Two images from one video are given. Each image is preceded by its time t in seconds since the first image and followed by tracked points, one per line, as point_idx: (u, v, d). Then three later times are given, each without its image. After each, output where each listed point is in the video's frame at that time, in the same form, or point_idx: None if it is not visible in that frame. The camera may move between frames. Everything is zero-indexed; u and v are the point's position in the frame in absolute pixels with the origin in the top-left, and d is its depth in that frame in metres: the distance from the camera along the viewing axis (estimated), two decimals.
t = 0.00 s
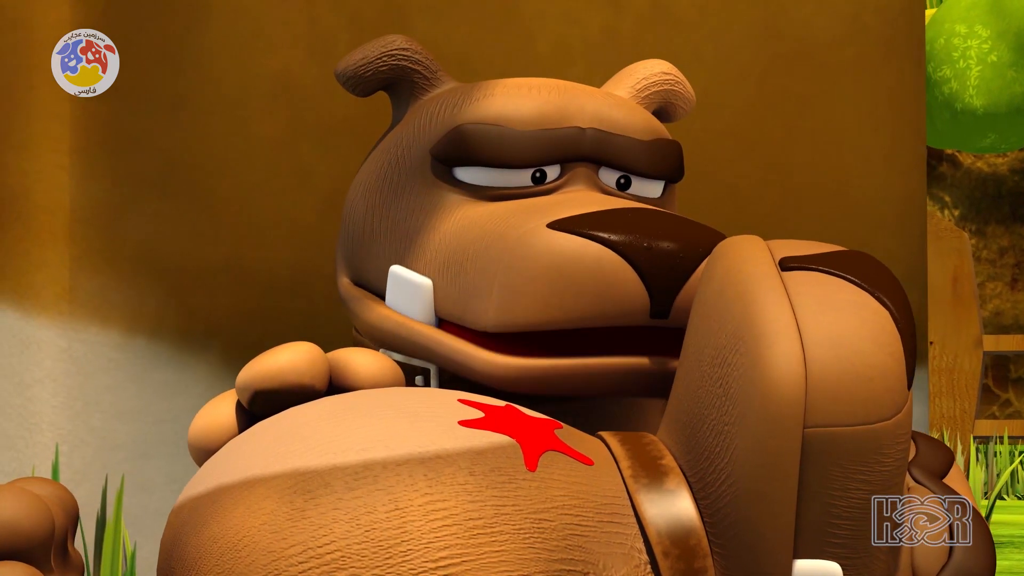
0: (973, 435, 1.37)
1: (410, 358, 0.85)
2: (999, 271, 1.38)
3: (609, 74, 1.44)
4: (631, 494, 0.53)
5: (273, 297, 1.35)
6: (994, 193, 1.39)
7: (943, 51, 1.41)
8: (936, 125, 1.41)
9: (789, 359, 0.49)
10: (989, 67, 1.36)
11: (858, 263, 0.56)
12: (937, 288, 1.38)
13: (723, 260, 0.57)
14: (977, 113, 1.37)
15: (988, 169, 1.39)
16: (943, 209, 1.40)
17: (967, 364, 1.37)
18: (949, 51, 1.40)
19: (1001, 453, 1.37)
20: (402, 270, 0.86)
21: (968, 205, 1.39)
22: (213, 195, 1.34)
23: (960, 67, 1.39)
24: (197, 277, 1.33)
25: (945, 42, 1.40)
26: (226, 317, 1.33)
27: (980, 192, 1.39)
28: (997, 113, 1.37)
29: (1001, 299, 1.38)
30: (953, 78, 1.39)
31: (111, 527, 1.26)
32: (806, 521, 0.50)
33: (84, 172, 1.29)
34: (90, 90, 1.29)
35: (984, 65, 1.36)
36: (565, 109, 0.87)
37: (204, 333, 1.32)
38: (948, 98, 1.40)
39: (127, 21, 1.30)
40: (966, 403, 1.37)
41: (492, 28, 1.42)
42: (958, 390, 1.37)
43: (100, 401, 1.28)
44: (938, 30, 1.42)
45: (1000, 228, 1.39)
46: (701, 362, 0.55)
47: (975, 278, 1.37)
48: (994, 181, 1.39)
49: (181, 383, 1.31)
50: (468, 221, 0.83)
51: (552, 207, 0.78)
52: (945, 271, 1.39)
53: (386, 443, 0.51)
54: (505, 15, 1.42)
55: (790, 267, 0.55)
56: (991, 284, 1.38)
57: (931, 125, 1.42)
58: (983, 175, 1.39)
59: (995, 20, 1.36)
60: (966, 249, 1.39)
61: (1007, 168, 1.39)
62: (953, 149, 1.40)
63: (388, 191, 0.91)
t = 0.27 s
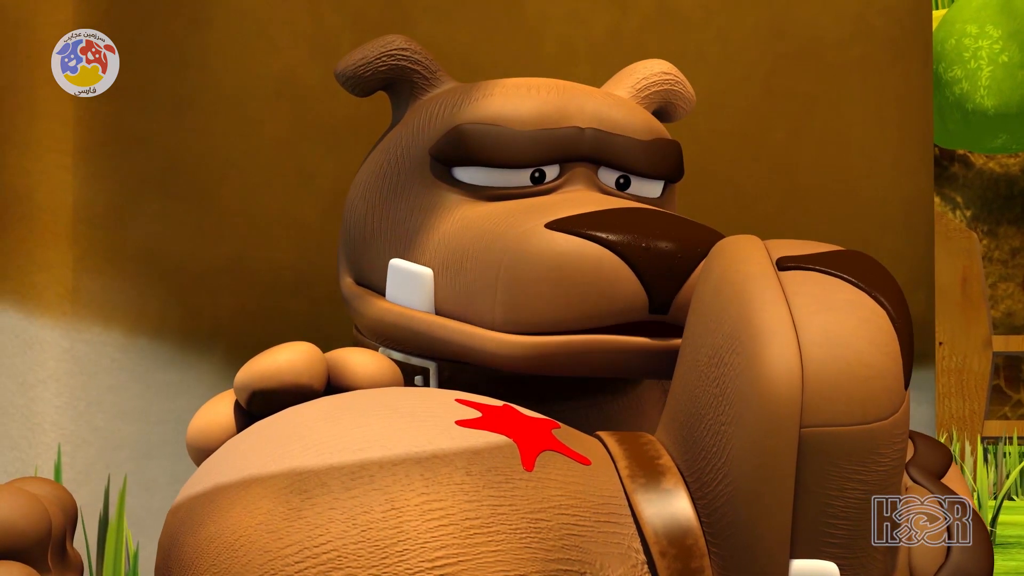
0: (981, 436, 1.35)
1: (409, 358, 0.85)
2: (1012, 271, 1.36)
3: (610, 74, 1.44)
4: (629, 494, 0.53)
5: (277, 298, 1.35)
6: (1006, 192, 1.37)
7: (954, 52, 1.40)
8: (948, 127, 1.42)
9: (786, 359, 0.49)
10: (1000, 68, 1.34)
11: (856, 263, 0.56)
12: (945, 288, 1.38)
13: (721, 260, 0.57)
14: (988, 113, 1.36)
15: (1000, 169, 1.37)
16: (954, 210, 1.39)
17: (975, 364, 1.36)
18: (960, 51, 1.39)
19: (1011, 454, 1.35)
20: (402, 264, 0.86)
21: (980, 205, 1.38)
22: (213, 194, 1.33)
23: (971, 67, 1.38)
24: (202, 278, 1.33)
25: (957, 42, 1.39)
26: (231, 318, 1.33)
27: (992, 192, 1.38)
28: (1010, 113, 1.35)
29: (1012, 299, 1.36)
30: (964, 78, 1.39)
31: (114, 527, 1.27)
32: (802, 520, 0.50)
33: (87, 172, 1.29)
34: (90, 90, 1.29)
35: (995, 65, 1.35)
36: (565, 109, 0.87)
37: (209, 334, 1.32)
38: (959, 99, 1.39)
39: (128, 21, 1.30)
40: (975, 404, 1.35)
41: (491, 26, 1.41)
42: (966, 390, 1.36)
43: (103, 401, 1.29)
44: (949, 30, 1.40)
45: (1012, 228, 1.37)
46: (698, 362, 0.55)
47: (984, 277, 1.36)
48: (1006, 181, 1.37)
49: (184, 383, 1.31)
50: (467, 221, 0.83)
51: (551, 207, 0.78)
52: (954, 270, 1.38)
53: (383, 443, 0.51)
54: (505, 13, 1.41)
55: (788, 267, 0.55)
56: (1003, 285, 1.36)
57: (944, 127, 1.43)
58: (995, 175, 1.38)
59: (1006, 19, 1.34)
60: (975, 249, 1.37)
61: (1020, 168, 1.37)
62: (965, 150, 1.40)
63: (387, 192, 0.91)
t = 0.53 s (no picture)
0: (992, 436, 1.41)
1: (408, 358, 0.85)
2: None
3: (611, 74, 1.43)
4: (626, 494, 0.53)
5: (279, 299, 1.35)
6: (1018, 193, 1.43)
7: (966, 53, 1.43)
8: (961, 127, 1.44)
9: (782, 358, 0.49)
10: (1012, 68, 1.38)
11: (853, 263, 0.56)
12: (958, 289, 1.42)
13: (718, 260, 0.56)
14: (1000, 114, 1.39)
15: (1013, 170, 1.43)
16: (968, 210, 1.44)
17: (987, 365, 1.42)
18: (973, 52, 1.42)
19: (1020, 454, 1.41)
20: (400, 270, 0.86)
21: (993, 206, 1.43)
22: (213, 194, 1.33)
23: (984, 67, 1.40)
24: (205, 279, 1.33)
25: (969, 43, 1.42)
26: (234, 318, 1.33)
27: (1005, 193, 1.43)
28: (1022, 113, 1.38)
29: None
30: (977, 79, 1.41)
31: (117, 528, 1.27)
32: (798, 520, 0.50)
33: (88, 172, 1.29)
34: (90, 90, 1.29)
35: (1008, 65, 1.38)
36: (564, 109, 0.87)
37: (212, 335, 1.33)
38: (972, 99, 1.41)
39: (128, 21, 1.30)
40: (988, 404, 1.41)
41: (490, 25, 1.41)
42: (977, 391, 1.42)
43: (106, 401, 1.29)
44: (961, 31, 1.44)
45: None
46: (694, 363, 0.55)
47: (995, 278, 1.41)
48: (1018, 182, 1.43)
49: (188, 382, 1.32)
50: (465, 221, 0.83)
51: (550, 207, 0.78)
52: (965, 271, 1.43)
53: (379, 443, 0.51)
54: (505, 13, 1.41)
55: (784, 267, 0.55)
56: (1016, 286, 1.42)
57: (956, 127, 1.45)
58: (1008, 176, 1.43)
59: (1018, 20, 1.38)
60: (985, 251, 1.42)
61: None
62: (979, 151, 1.43)
63: (386, 192, 0.91)
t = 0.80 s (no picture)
0: (1004, 438, 1.43)
1: (408, 358, 0.85)
2: None
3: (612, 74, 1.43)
4: (622, 494, 0.53)
5: (283, 299, 1.35)
6: None
7: (980, 53, 1.43)
8: (974, 128, 1.44)
9: (778, 358, 0.49)
10: None
11: (851, 263, 0.56)
12: (969, 291, 1.44)
13: (715, 260, 0.56)
14: (1014, 114, 1.40)
15: None
16: (981, 211, 1.45)
17: (998, 366, 1.43)
18: (986, 52, 1.42)
19: None
20: (400, 264, 0.86)
21: (1006, 206, 1.44)
22: (213, 194, 1.33)
23: (997, 68, 1.41)
24: (208, 279, 1.33)
25: (982, 43, 1.43)
26: (237, 318, 1.33)
27: (1017, 193, 1.44)
28: None
29: None
30: (990, 79, 1.42)
31: (120, 527, 1.28)
32: (794, 520, 0.50)
33: (90, 172, 1.29)
34: (90, 90, 1.29)
35: (1022, 66, 1.38)
36: (562, 109, 0.87)
37: (215, 335, 1.33)
38: (985, 100, 1.42)
39: (127, 21, 1.30)
40: (999, 406, 1.43)
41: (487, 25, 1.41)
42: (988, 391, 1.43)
43: (109, 401, 1.29)
44: (975, 31, 1.45)
45: None
46: (691, 362, 0.55)
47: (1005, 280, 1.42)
48: None
49: (192, 382, 1.32)
50: (464, 221, 0.82)
51: (548, 207, 0.78)
52: (977, 272, 1.44)
53: (375, 442, 0.51)
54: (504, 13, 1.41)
55: (781, 267, 0.55)
56: None
57: (969, 128, 1.45)
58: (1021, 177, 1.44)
59: None
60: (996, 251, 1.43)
61: None
62: (992, 151, 1.44)
63: (385, 192, 0.91)
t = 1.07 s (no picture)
0: (1015, 438, 1.46)
1: (407, 358, 0.85)
2: None
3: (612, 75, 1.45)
4: (620, 494, 0.53)
5: (286, 299, 1.35)
6: None
7: (990, 53, 1.46)
8: (985, 129, 1.49)
9: (774, 358, 0.49)
10: None
11: (849, 263, 0.56)
12: (980, 291, 1.48)
13: (712, 259, 0.56)
14: None
15: None
16: (994, 211, 1.49)
17: (1008, 367, 1.47)
18: (998, 53, 1.45)
19: None
20: (400, 267, 0.86)
21: (1018, 207, 1.48)
22: (214, 194, 1.33)
23: (1008, 68, 1.44)
24: (212, 279, 1.33)
25: (994, 43, 1.45)
26: (241, 319, 1.33)
27: None
28: None
29: None
30: (1000, 80, 1.45)
31: (123, 527, 1.27)
32: (791, 520, 0.50)
33: (92, 173, 1.29)
34: (90, 90, 1.29)
35: None
36: (562, 109, 0.87)
37: (218, 335, 1.32)
38: (996, 100, 1.46)
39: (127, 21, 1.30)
40: (1009, 406, 1.47)
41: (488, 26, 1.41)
42: (998, 393, 1.48)
43: (112, 401, 1.28)
44: (986, 31, 1.47)
45: None
46: (688, 362, 0.55)
47: (1015, 280, 1.47)
48: None
49: (194, 383, 1.31)
50: (463, 222, 0.82)
51: (547, 207, 0.78)
52: (987, 272, 1.48)
53: (372, 442, 0.51)
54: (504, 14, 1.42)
55: (779, 267, 0.55)
56: None
57: (979, 128, 1.50)
58: None
59: None
60: (1006, 251, 1.48)
61: None
62: (1004, 152, 1.48)
63: (385, 192, 0.91)
